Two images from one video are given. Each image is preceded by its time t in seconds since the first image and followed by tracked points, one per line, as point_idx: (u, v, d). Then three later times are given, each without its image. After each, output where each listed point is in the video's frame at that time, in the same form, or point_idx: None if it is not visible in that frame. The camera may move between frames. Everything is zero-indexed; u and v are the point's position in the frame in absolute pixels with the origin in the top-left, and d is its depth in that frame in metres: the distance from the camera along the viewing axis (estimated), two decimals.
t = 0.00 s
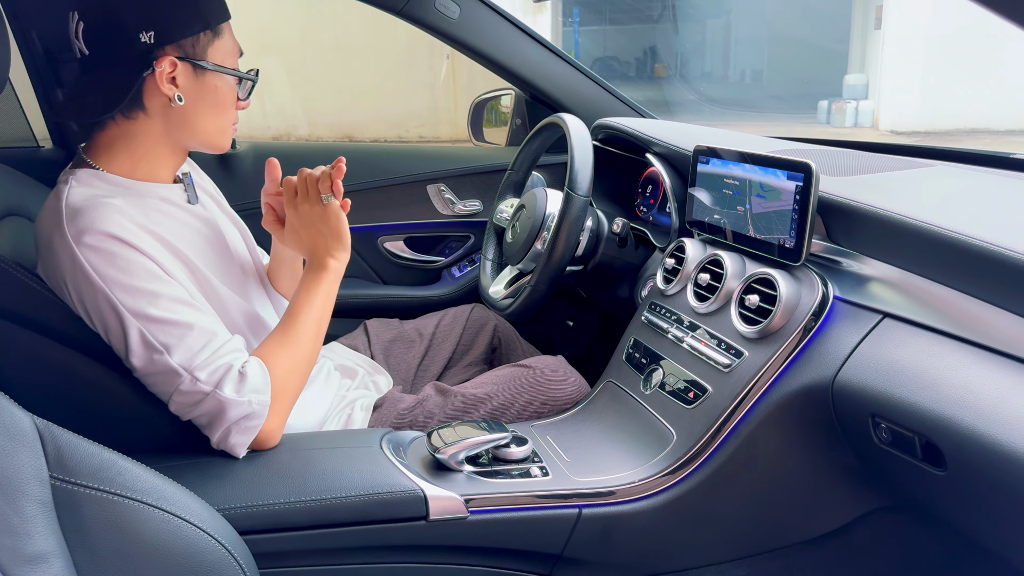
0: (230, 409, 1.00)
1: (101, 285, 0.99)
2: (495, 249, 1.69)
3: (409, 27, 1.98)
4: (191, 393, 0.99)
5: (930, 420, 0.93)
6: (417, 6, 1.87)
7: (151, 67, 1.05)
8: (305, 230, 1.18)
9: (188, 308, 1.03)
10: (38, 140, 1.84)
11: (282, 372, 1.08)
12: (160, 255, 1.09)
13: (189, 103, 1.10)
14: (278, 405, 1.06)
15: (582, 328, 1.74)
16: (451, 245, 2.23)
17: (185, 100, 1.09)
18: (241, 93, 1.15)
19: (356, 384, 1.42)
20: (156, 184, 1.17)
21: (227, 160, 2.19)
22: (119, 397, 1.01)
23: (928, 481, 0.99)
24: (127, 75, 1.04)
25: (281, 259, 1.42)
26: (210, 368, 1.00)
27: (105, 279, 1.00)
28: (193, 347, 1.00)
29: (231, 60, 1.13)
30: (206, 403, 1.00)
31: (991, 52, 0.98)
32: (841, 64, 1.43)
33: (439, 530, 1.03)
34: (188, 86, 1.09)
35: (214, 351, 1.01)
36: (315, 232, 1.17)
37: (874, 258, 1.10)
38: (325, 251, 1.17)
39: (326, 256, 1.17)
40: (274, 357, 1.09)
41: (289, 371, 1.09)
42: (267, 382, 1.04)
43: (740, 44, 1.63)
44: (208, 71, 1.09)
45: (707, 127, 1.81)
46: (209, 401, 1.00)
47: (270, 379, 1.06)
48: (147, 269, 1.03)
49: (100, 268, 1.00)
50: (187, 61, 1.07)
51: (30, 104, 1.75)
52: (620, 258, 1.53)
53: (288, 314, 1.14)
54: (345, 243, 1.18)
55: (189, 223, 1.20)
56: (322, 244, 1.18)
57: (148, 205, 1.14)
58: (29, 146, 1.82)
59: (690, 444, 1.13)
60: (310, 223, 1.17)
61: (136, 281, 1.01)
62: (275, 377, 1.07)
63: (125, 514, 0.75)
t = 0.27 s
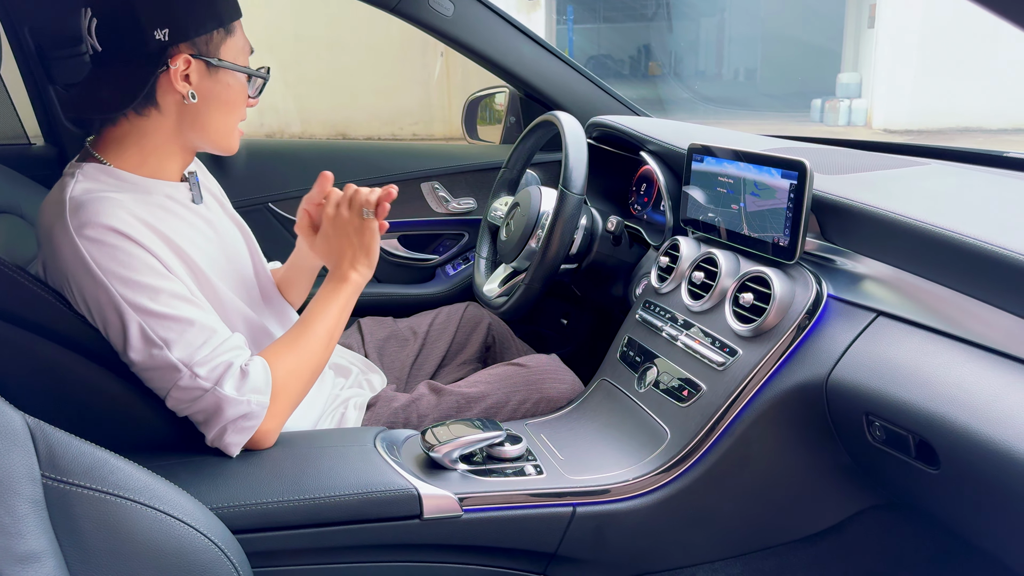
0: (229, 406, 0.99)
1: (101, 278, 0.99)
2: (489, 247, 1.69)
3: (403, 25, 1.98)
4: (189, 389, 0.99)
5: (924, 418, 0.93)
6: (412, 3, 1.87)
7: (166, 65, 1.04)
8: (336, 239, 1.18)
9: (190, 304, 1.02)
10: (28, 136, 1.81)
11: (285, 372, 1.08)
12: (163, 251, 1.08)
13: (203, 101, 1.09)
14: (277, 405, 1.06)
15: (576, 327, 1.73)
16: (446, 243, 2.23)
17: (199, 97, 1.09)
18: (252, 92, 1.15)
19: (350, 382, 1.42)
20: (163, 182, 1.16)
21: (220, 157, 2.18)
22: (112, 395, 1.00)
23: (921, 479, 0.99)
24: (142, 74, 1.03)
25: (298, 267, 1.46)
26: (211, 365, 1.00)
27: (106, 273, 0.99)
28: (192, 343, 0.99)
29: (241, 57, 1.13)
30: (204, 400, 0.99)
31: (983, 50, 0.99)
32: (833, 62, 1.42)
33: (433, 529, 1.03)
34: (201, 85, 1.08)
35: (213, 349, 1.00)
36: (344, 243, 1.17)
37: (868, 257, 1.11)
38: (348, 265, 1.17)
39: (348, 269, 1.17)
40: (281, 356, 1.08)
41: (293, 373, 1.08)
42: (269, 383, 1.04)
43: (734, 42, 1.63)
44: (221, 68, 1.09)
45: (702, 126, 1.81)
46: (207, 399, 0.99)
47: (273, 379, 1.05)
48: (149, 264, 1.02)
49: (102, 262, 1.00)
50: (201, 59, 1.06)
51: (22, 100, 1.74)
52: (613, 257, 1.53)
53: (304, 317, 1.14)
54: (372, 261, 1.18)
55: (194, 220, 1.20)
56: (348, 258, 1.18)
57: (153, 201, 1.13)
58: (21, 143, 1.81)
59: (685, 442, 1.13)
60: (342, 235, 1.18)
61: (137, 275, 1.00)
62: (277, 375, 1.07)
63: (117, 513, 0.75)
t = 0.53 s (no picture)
0: (222, 408, 0.99)
1: (93, 283, 0.99)
2: (485, 246, 1.69)
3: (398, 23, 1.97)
4: (183, 392, 0.99)
5: (920, 417, 0.93)
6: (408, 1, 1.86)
7: (134, 59, 1.03)
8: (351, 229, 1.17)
9: (184, 306, 1.02)
10: (24, 135, 1.82)
11: (281, 371, 1.07)
12: (155, 252, 1.08)
13: (176, 90, 1.08)
14: (271, 407, 1.05)
15: (571, 327, 1.74)
16: (441, 242, 2.23)
17: (172, 88, 1.08)
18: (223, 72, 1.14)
19: (346, 381, 1.42)
20: (153, 181, 1.16)
21: (215, 155, 2.16)
22: (106, 395, 1.00)
23: (917, 478, 0.99)
24: (116, 71, 1.02)
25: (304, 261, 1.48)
26: (203, 368, 0.99)
27: (97, 277, 0.99)
28: (185, 346, 0.99)
29: (211, 40, 1.11)
30: (198, 402, 0.99)
31: (980, 49, 0.99)
32: (828, 61, 1.42)
33: (430, 528, 1.03)
34: (174, 75, 1.07)
35: (206, 351, 1.00)
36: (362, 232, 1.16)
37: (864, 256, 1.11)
38: (361, 257, 1.16)
39: (361, 262, 1.16)
40: (278, 355, 1.07)
41: (290, 372, 1.07)
42: (262, 383, 1.04)
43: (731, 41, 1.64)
44: (189, 55, 1.08)
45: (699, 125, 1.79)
46: (200, 401, 0.99)
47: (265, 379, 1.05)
48: (140, 267, 1.02)
49: (92, 266, 1.00)
50: (169, 49, 1.05)
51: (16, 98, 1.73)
52: (610, 255, 1.54)
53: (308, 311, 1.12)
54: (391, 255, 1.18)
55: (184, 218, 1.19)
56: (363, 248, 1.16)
57: (142, 201, 1.13)
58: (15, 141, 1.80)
59: (681, 441, 1.13)
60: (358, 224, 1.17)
61: (128, 279, 1.00)
62: (270, 374, 1.06)
63: (114, 513, 0.74)
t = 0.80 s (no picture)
0: (205, 416, 0.98)
1: (79, 287, 0.98)
2: (483, 245, 1.69)
3: (396, 22, 1.97)
4: (167, 400, 0.98)
5: (916, 416, 0.93)
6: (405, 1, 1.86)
7: (127, 64, 1.03)
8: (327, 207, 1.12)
9: (173, 310, 1.01)
10: (21, 134, 1.82)
11: (266, 371, 1.04)
12: (145, 255, 1.07)
13: (170, 93, 1.08)
14: (260, 409, 1.04)
15: (569, 325, 1.74)
16: (439, 241, 2.24)
17: (166, 91, 1.08)
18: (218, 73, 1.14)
19: (344, 381, 1.42)
20: (143, 182, 1.15)
21: (213, 154, 2.16)
22: (103, 395, 1.00)
23: (913, 477, 1.00)
24: (107, 75, 1.02)
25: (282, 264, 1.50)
26: (185, 374, 0.98)
27: (84, 281, 0.98)
28: (169, 353, 0.98)
29: (203, 41, 1.11)
30: (182, 409, 0.98)
31: (975, 50, 0.99)
32: (828, 61, 1.43)
33: (427, 527, 1.03)
34: (167, 78, 1.07)
35: (190, 357, 0.99)
36: (340, 209, 1.12)
37: (860, 255, 1.11)
38: (343, 236, 1.13)
39: (342, 242, 1.13)
40: (262, 354, 1.05)
41: (275, 370, 1.05)
42: (244, 387, 1.02)
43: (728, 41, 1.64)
44: (183, 58, 1.08)
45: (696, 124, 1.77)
46: (185, 408, 0.98)
47: (249, 381, 1.03)
48: (129, 271, 1.01)
49: (80, 270, 0.99)
50: (161, 52, 1.05)
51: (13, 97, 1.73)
52: (608, 254, 1.53)
53: (289, 301, 1.09)
54: (369, 228, 1.15)
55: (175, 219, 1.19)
56: (342, 227, 1.13)
57: (134, 202, 1.12)
58: (12, 141, 1.80)
59: (678, 441, 1.13)
60: (335, 201, 1.12)
61: (116, 283, 0.99)
62: (256, 376, 1.03)
63: (111, 512, 0.74)
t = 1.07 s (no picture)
0: (204, 415, 0.98)
1: (84, 285, 0.98)
2: (483, 245, 1.69)
3: (396, 22, 1.97)
4: (166, 399, 0.98)
5: (916, 416, 0.93)
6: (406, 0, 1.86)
7: (127, 71, 1.03)
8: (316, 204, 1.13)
9: (176, 309, 1.01)
10: (21, 134, 1.81)
11: (263, 371, 1.04)
12: (149, 254, 1.07)
13: (171, 97, 1.09)
14: (260, 408, 1.04)
15: (569, 325, 1.74)
16: (439, 241, 2.22)
17: (167, 96, 1.08)
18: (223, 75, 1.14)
19: (344, 380, 1.42)
20: (146, 181, 1.15)
21: (213, 154, 2.16)
22: (104, 394, 1.00)
23: (913, 476, 1.00)
24: (110, 82, 1.03)
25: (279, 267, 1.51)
26: (187, 373, 0.98)
27: (89, 279, 0.98)
28: (171, 352, 0.98)
29: (208, 44, 1.11)
30: (182, 409, 0.98)
31: (975, 50, 0.99)
32: (828, 62, 1.43)
33: (428, 527, 1.03)
34: (168, 82, 1.07)
35: (191, 356, 0.99)
36: (330, 204, 1.13)
37: (860, 255, 1.11)
38: (334, 231, 1.13)
39: (333, 236, 1.13)
40: (258, 354, 1.04)
41: (272, 369, 1.05)
42: (242, 385, 1.02)
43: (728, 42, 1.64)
44: (184, 62, 1.08)
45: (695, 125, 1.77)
46: (184, 407, 0.98)
47: (246, 381, 1.03)
48: (133, 270, 1.01)
49: (84, 268, 0.99)
50: (163, 57, 1.05)
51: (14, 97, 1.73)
52: (608, 254, 1.53)
53: (282, 299, 1.09)
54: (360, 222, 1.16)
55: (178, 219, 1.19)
56: (333, 223, 1.13)
57: (138, 201, 1.12)
58: (13, 140, 1.80)
59: (678, 440, 1.14)
60: (324, 198, 1.12)
61: (120, 282, 0.99)
62: (253, 376, 1.03)
63: (112, 511, 0.74)
